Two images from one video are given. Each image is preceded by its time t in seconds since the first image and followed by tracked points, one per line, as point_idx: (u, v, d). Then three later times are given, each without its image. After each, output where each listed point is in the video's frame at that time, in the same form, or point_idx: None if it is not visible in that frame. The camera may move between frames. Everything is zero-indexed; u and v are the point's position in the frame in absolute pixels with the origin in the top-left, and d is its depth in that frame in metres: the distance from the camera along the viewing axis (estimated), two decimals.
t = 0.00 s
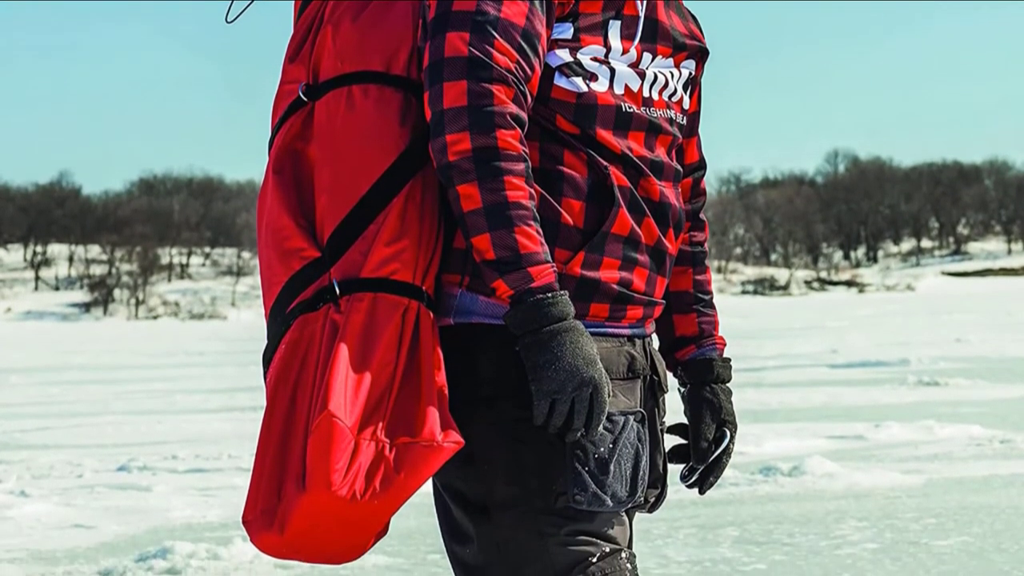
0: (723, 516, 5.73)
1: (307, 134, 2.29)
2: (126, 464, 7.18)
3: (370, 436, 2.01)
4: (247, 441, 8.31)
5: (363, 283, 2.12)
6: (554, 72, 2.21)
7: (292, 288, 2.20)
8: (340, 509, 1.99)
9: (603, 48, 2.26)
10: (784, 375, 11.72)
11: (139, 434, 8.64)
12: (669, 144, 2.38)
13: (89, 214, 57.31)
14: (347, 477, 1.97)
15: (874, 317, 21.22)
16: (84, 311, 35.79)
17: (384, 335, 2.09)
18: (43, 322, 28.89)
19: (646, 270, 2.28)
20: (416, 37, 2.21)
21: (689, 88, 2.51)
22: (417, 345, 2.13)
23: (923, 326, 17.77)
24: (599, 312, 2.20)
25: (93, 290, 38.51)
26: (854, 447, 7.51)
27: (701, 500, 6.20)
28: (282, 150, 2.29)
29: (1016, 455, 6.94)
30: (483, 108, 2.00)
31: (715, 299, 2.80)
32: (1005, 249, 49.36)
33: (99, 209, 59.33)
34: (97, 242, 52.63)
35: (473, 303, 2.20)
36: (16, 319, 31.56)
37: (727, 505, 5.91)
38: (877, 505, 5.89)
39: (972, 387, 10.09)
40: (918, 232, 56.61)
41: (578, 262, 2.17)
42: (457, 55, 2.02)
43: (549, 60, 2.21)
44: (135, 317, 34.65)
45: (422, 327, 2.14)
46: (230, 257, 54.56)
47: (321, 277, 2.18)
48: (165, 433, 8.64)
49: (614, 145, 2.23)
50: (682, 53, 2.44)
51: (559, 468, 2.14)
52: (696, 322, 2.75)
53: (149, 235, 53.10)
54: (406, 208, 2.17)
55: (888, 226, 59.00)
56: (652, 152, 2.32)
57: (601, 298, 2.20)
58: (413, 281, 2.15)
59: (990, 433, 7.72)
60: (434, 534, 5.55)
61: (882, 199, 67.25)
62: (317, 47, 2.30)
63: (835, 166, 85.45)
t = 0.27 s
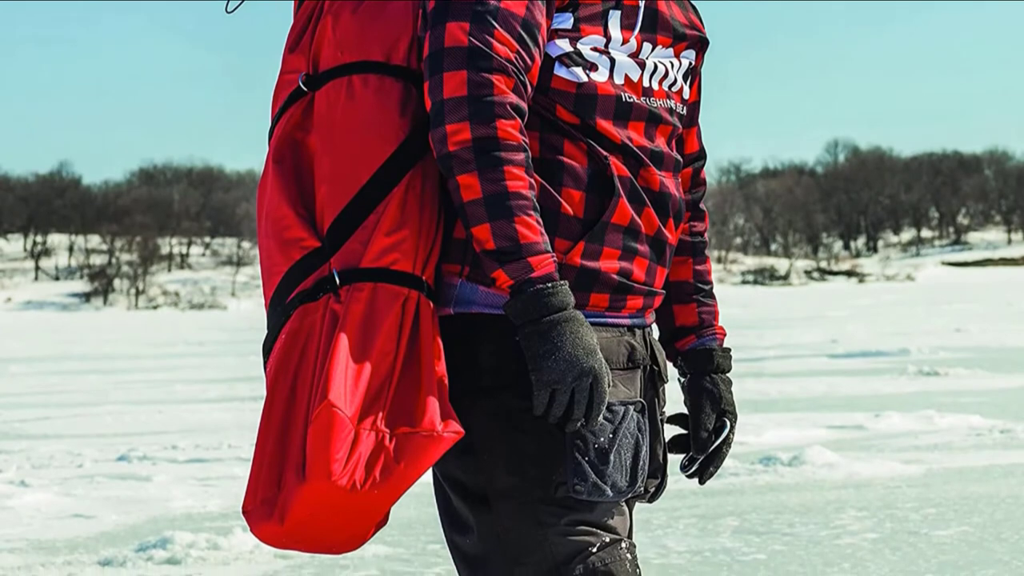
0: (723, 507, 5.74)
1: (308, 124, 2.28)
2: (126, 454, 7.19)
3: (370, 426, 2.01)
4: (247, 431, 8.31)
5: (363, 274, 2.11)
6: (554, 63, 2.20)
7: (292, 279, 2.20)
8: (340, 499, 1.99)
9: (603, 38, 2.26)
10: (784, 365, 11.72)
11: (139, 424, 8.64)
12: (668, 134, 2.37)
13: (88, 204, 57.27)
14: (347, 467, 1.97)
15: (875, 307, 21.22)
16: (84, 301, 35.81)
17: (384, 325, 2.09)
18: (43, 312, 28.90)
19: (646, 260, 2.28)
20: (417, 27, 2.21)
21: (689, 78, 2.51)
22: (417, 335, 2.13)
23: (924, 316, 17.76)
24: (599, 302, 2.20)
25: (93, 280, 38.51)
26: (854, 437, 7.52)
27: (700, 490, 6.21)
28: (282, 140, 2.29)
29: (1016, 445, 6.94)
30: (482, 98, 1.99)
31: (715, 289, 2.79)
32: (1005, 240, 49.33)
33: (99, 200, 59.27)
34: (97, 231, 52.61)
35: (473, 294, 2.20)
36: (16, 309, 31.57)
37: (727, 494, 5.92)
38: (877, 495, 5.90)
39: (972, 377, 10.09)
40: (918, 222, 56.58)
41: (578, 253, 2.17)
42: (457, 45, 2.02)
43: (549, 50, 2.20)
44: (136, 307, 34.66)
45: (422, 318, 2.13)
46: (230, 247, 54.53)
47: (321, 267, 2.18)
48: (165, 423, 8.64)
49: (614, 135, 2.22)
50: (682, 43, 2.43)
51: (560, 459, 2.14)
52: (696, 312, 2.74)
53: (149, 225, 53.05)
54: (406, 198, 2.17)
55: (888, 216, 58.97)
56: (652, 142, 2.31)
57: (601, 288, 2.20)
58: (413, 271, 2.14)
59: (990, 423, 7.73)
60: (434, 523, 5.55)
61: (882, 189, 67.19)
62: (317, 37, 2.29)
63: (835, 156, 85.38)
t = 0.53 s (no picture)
0: (723, 496, 5.75)
1: (308, 114, 2.28)
2: (126, 444, 7.19)
3: (370, 416, 2.01)
4: (247, 421, 8.32)
5: (363, 264, 2.11)
6: (554, 52, 2.19)
7: (292, 269, 2.19)
8: (340, 488, 1.99)
9: (603, 28, 2.25)
10: (784, 354, 11.73)
11: (139, 414, 8.65)
12: (669, 124, 2.37)
13: (88, 194, 57.21)
14: (347, 457, 1.97)
15: (875, 296, 21.22)
16: (84, 291, 35.80)
17: (384, 315, 2.09)
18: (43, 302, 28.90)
19: (646, 249, 2.27)
20: (416, 17, 2.20)
21: (689, 68, 2.50)
22: (417, 324, 2.13)
23: (924, 306, 17.76)
24: (599, 292, 2.20)
25: (93, 270, 38.48)
26: (854, 427, 7.52)
27: (700, 480, 6.22)
28: (282, 130, 2.28)
29: (1016, 435, 6.95)
30: (482, 88, 1.99)
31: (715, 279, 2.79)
32: (1005, 230, 49.31)
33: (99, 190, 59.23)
34: (97, 221, 52.59)
35: (474, 283, 2.20)
36: (16, 299, 31.56)
37: (727, 484, 5.92)
38: (877, 485, 5.90)
39: (972, 367, 10.10)
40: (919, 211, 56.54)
41: (578, 243, 2.16)
42: (457, 35, 2.01)
43: (549, 40, 2.20)
44: (136, 297, 34.66)
45: (422, 307, 2.13)
46: (230, 237, 54.50)
47: (321, 257, 2.17)
48: (165, 413, 8.65)
49: (614, 125, 2.21)
50: (681, 33, 2.43)
51: (560, 448, 2.14)
52: (696, 302, 2.74)
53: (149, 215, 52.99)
54: (406, 188, 2.16)
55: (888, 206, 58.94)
56: (652, 131, 2.31)
57: (601, 278, 2.19)
58: (414, 261, 2.14)
59: (990, 413, 7.73)
60: (434, 513, 5.56)
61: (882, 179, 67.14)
62: (317, 26, 2.29)
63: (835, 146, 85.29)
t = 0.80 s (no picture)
0: (723, 488, 5.75)
1: (308, 105, 2.28)
2: (126, 435, 7.20)
3: (370, 408, 2.01)
4: (247, 412, 8.32)
5: (363, 255, 2.11)
6: (554, 44, 2.19)
7: (292, 260, 2.19)
8: (340, 480, 1.99)
9: (603, 20, 2.24)
10: (784, 346, 11.73)
11: (139, 405, 8.65)
12: (668, 115, 2.36)
13: (88, 185, 57.18)
14: (347, 448, 1.97)
15: (875, 288, 21.21)
16: (84, 283, 35.81)
17: (384, 306, 2.08)
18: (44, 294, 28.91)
19: (646, 241, 2.27)
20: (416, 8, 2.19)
21: (688, 60, 2.49)
22: (418, 315, 2.12)
23: (924, 297, 17.76)
24: (599, 283, 2.19)
25: (93, 262, 38.49)
26: (854, 418, 7.53)
27: (700, 471, 6.22)
28: (282, 121, 2.28)
29: (1016, 426, 6.95)
30: (482, 79, 1.98)
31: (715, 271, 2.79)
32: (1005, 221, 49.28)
33: (98, 181, 59.20)
34: (97, 213, 52.57)
35: (474, 275, 2.19)
36: (16, 291, 31.57)
37: (727, 476, 5.93)
38: (877, 476, 5.91)
39: (971, 358, 10.10)
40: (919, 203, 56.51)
41: (577, 234, 2.16)
42: (456, 26, 2.01)
43: (549, 31, 2.19)
44: (136, 288, 34.67)
45: (422, 299, 2.13)
46: (230, 229, 54.48)
47: (321, 248, 2.17)
48: (166, 404, 8.65)
49: (614, 116, 2.21)
50: (682, 25, 2.42)
51: (560, 439, 2.14)
52: (695, 293, 2.74)
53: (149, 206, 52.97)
54: (406, 179, 2.16)
55: (888, 197, 58.91)
56: (651, 123, 2.30)
57: (600, 269, 2.19)
58: (414, 253, 2.14)
59: (990, 405, 7.74)
60: (434, 505, 5.56)
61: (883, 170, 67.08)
62: (317, 17, 2.28)
63: (836, 137, 85.21)
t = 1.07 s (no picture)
0: (723, 478, 5.76)
1: (308, 95, 2.27)
2: (126, 425, 7.20)
3: (370, 398, 2.01)
4: (247, 402, 8.32)
5: (363, 246, 2.10)
6: (554, 34, 2.18)
7: (292, 250, 2.18)
8: (340, 470, 1.99)
9: (603, 9, 2.24)
10: (785, 336, 11.72)
11: (139, 395, 8.66)
12: (669, 105, 2.36)
13: (88, 175, 57.12)
14: (348, 438, 1.97)
15: (876, 278, 21.18)
16: (84, 273, 35.81)
17: (384, 296, 2.08)
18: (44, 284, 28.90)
19: (646, 231, 2.27)
20: None
21: (688, 50, 2.49)
22: (417, 305, 2.12)
23: (924, 287, 17.74)
24: (599, 273, 2.19)
25: (93, 252, 38.46)
26: (854, 408, 7.53)
27: (700, 461, 6.22)
28: (282, 111, 2.28)
29: (1016, 416, 6.95)
30: (482, 69, 1.98)
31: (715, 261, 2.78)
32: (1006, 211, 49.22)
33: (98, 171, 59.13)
34: (97, 203, 52.53)
35: (473, 265, 2.19)
36: (16, 281, 31.55)
37: (727, 466, 5.93)
38: (876, 466, 5.91)
39: (972, 348, 10.09)
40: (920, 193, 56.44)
41: (578, 224, 2.16)
42: (456, 16, 2.00)
43: (549, 21, 2.18)
44: (136, 278, 34.65)
45: (422, 289, 2.13)
46: (230, 219, 54.43)
47: (321, 238, 2.16)
48: (166, 394, 8.65)
49: (614, 106, 2.21)
50: (682, 15, 2.41)
51: (559, 429, 2.14)
52: (696, 283, 2.74)
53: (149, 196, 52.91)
54: (406, 169, 2.16)
55: (889, 187, 58.83)
56: (652, 113, 2.30)
57: (601, 259, 2.19)
58: (414, 243, 2.13)
59: (990, 395, 7.74)
60: (434, 495, 5.57)
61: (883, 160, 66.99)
62: (317, 7, 2.27)
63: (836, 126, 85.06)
